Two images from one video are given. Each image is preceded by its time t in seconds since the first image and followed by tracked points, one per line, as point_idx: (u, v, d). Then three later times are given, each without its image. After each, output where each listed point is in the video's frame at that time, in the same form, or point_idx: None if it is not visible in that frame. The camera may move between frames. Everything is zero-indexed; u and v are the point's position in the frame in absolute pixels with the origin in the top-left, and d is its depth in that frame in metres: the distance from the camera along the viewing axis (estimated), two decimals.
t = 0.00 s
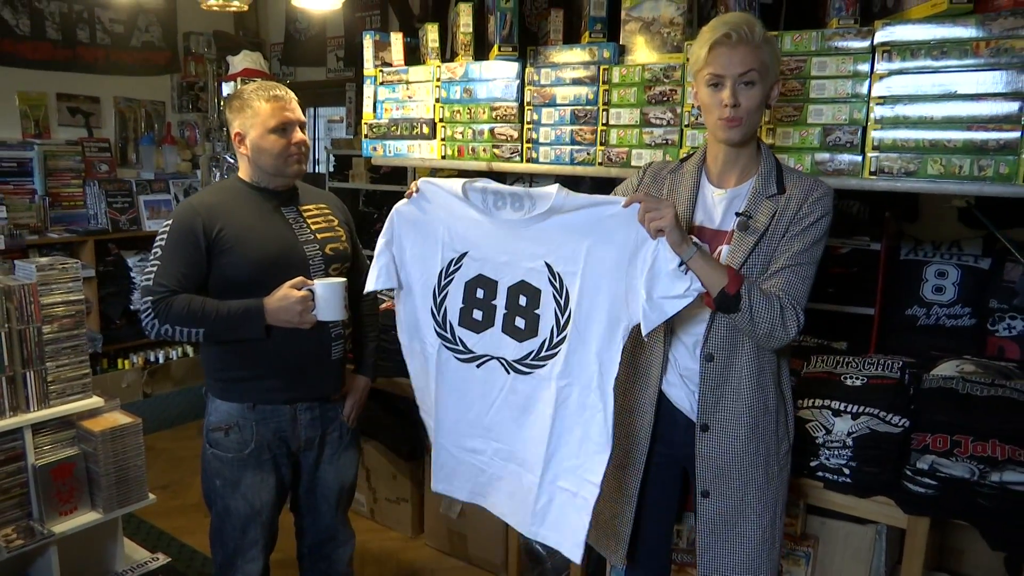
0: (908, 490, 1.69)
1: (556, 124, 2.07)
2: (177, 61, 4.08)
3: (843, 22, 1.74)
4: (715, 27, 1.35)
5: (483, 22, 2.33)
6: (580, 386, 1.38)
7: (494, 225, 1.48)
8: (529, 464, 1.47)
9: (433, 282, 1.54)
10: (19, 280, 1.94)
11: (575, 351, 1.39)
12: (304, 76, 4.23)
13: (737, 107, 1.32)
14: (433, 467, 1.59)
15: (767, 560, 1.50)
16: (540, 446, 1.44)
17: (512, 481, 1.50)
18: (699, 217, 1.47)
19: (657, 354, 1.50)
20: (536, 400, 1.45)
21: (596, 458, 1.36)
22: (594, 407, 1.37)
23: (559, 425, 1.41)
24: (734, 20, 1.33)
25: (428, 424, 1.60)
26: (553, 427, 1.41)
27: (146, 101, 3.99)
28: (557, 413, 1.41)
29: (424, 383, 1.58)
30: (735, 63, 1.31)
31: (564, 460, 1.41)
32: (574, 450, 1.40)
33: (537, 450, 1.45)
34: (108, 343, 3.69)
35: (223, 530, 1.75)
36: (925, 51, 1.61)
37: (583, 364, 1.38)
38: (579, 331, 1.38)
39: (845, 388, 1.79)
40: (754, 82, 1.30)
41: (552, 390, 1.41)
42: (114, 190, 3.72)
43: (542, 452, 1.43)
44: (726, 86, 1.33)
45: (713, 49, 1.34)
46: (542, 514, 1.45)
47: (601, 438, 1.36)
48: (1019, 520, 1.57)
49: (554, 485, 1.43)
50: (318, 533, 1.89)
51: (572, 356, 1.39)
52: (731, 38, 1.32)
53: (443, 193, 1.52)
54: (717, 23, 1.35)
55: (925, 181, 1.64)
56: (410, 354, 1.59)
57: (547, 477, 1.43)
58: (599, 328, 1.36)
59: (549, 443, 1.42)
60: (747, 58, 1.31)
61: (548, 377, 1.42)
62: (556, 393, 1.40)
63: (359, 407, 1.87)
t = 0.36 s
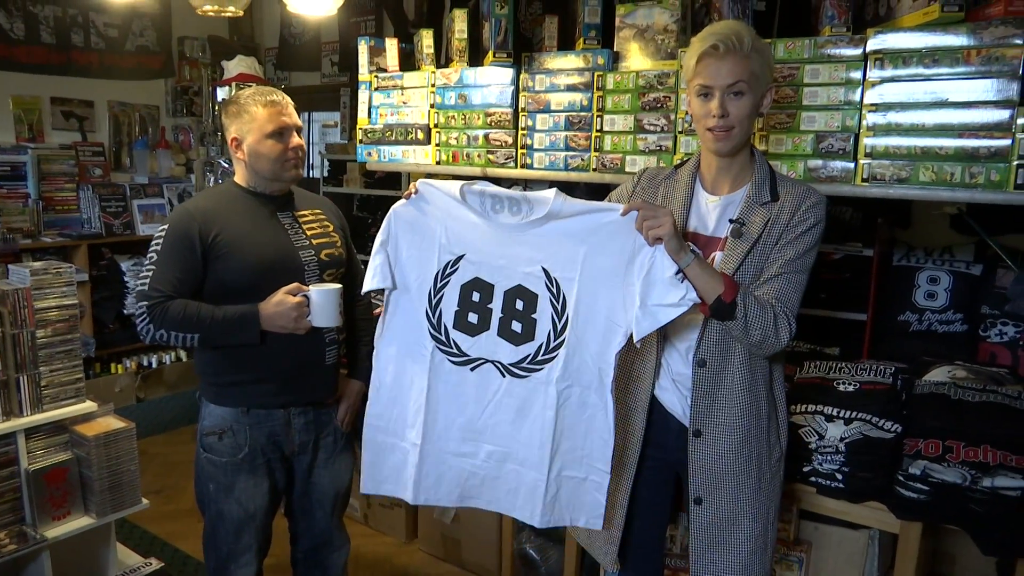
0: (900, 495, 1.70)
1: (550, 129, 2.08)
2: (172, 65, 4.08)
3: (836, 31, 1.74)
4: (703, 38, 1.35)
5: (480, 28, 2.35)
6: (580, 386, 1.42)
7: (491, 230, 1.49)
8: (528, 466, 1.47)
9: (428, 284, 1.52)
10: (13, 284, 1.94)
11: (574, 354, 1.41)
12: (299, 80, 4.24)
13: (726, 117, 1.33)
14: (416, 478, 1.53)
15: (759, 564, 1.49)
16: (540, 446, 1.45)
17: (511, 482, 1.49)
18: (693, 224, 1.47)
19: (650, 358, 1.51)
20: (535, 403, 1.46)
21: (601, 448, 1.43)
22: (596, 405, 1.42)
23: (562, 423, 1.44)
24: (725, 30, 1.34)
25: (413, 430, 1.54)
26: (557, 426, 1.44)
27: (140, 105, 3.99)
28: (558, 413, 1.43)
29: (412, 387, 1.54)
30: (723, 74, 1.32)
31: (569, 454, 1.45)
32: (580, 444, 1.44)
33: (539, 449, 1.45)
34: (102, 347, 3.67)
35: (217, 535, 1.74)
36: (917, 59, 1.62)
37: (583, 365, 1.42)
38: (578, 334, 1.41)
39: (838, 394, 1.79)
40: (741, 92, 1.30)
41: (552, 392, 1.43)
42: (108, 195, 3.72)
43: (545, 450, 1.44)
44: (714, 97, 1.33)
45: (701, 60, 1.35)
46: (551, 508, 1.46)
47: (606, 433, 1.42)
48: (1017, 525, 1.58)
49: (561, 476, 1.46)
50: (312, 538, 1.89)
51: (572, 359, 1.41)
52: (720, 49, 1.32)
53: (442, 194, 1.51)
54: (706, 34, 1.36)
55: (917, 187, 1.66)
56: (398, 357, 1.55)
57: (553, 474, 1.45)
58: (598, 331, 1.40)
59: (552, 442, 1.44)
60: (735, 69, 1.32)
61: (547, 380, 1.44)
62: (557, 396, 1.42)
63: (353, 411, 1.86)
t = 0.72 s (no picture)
0: (902, 498, 1.70)
1: (552, 133, 2.08)
2: (172, 68, 4.08)
3: (838, 34, 1.74)
4: (704, 44, 1.36)
5: (480, 32, 2.36)
6: (585, 388, 1.43)
7: (496, 234, 1.49)
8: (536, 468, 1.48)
9: (432, 290, 1.52)
10: (15, 286, 1.94)
11: (580, 356, 1.42)
12: (299, 83, 4.24)
13: (726, 122, 1.33)
14: (424, 481, 1.55)
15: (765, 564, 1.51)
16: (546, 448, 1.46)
17: (518, 484, 1.51)
18: (696, 228, 1.48)
19: (653, 359, 1.51)
20: (541, 406, 1.47)
21: (607, 452, 1.43)
22: (601, 407, 1.42)
23: (568, 426, 1.44)
24: (728, 35, 1.34)
25: (419, 435, 1.55)
26: (563, 428, 1.44)
27: (141, 107, 3.99)
28: (565, 415, 1.44)
29: (418, 392, 1.54)
30: (722, 79, 1.32)
31: (575, 457, 1.45)
32: (585, 446, 1.44)
33: (546, 451, 1.46)
34: (102, 349, 3.67)
35: (217, 537, 1.74)
36: (919, 63, 1.62)
37: (589, 367, 1.42)
38: (584, 337, 1.42)
39: (840, 397, 1.78)
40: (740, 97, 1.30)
41: (559, 394, 1.44)
42: (108, 197, 3.72)
43: (552, 453, 1.45)
44: (715, 101, 1.34)
45: (702, 65, 1.36)
46: (558, 511, 1.47)
47: (612, 435, 1.41)
48: (1017, 528, 1.57)
49: (567, 480, 1.46)
50: (313, 540, 1.89)
51: (577, 362, 1.42)
52: (720, 53, 1.33)
53: (444, 200, 1.51)
54: (708, 38, 1.36)
55: (919, 191, 1.66)
56: (402, 363, 1.55)
57: (559, 475, 1.46)
58: (603, 334, 1.41)
59: (559, 444, 1.45)
60: (735, 74, 1.32)
61: (552, 382, 1.45)
62: (563, 398, 1.43)
63: (354, 413, 1.86)
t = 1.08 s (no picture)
0: (903, 498, 1.70)
1: (552, 133, 2.08)
2: (170, 70, 4.07)
3: (838, 34, 1.75)
4: (708, 52, 1.35)
5: (480, 33, 2.36)
6: (584, 375, 1.42)
7: (490, 223, 1.48)
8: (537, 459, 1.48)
9: (426, 284, 1.53)
10: (14, 289, 1.93)
11: (578, 342, 1.42)
12: (297, 85, 4.24)
13: (715, 133, 1.34)
14: (431, 470, 1.57)
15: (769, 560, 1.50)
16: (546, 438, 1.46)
17: (519, 476, 1.51)
18: (697, 228, 1.48)
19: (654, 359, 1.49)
20: (540, 395, 1.47)
21: (607, 442, 1.41)
22: (601, 394, 1.41)
23: (568, 415, 1.44)
24: (734, 43, 1.32)
25: (421, 428, 1.57)
26: (563, 417, 1.44)
27: (139, 109, 3.99)
28: (564, 404, 1.43)
29: (418, 388, 1.56)
30: (716, 91, 1.32)
31: (576, 449, 1.45)
32: (585, 436, 1.44)
33: (546, 442, 1.46)
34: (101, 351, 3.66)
35: (218, 539, 1.73)
36: (919, 62, 1.63)
37: (588, 353, 1.41)
38: (582, 322, 1.41)
39: (841, 398, 1.78)
40: (731, 113, 1.30)
41: (557, 381, 1.44)
42: (106, 199, 3.71)
43: (552, 443, 1.45)
44: (706, 112, 1.34)
45: (701, 73, 1.36)
46: (559, 503, 1.47)
47: (612, 423, 1.40)
48: (1020, 529, 1.57)
49: (568, 472, 1.46)
50: (314, 542, 1.88)
51: (575, 349, 1.42)
52: (721, 64, 1.32)
53: (434, 197, 1.51)
54: (713, 46, 1.35)
55: (920, 190, 1.66)
56: (400, 357, 1.57)
57: (559, 466, 1.46)
58: (601, 320, 1.40)
59: (558, 435, 1.45)
60: (732, 88, 1.31)
61: (551, 369, 1.44)
62: (562, 384, 1.43)
63: (355, 415, 1.84)
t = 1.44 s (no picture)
0: (907, 500, 1.70)
1: (554, 133, 2.08)
2: (170, 69, 4.06)
3: (842, 34, 1.74)
4: (723, 70, 1.31)
5: (481, 33, 2.35)
6: (581, 355, 1.57)
7: (502, 218, 1.55)
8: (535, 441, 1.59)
9: (438, 280, 1.53)
10: (14, 288, 1.92)
11: (577, 325, 1.56)
12: (298, 84, 4.23)
13: (717, 154, 1.35)
14: (428, 480, 1.55)
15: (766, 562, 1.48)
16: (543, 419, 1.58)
17: (517, 463, 1.60)
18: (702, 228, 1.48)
19: (655, 359, 1.49)
20: (541, 379, 1.58)
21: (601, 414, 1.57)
22: (596, 370, 1.57)
23: (566, 394, 1.57)
24: (750, 68, 1.27)
25: (424, 432, 1.55)
26: (562, 396, 1.57)
27: (139, 108, 3.98)
28: (563, 383, 1.57)
29: (421, 387, 1.55)
30: (724, 116, 1.31)
31: (572, 426, 1.57)
32: (580, 412, 1.57)
33: (546, 423, 1.58)
34: (100, 350, 3.65)
35: (219, 540, 1.72)
36: (923, 62, 1.63)
37: (583, 336, 1.57)
38: (580, 308, 1.56)
39: (843, 399, 1.78)
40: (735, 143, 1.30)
41: (559, 361, 1.57)
42: (106, 199, 3.69)
43: (552, 422, 1.57)
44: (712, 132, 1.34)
45: (713, 91, 1.33)
46: (560, 484, 1.58)
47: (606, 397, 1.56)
48: None
49: (565, 450, 1.58)
50: (315, 543, 1.87)
51: (574, 331, 1.56)
52: (731, 90, 1.29)
53: (440, 194, 1.54)
54: (730, 64, 1.30)
55: (924, 191, 1.65)
56: (402, 356, 1.56)
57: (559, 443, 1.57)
58: (596, 305, 1.56)
59: (557, 414, 1.57)
60: (739, 117, 1.29)
61: (552, 352, 1.57)
62: (563, 365, 1.56)
63: (357, 415, 1.83)
